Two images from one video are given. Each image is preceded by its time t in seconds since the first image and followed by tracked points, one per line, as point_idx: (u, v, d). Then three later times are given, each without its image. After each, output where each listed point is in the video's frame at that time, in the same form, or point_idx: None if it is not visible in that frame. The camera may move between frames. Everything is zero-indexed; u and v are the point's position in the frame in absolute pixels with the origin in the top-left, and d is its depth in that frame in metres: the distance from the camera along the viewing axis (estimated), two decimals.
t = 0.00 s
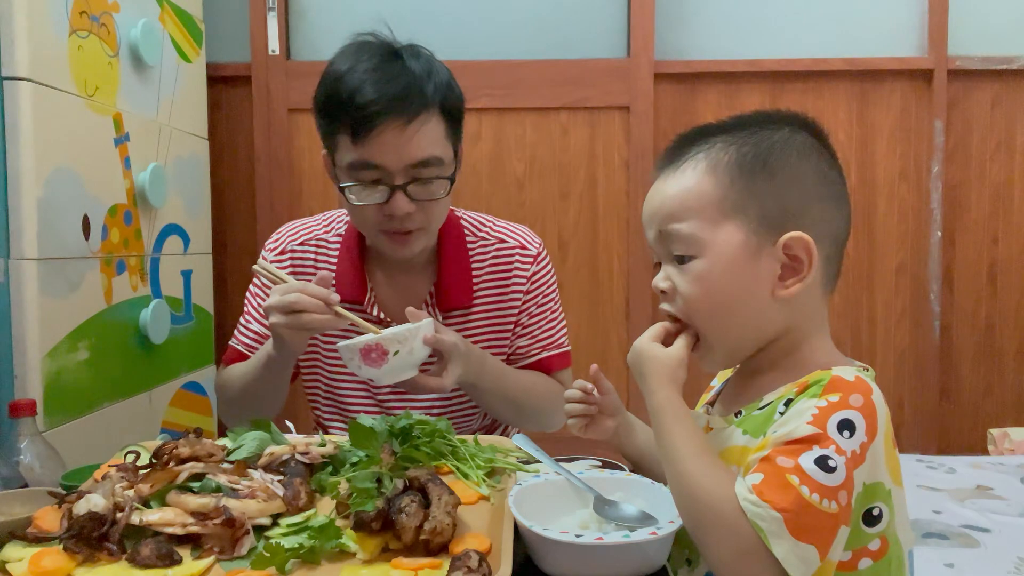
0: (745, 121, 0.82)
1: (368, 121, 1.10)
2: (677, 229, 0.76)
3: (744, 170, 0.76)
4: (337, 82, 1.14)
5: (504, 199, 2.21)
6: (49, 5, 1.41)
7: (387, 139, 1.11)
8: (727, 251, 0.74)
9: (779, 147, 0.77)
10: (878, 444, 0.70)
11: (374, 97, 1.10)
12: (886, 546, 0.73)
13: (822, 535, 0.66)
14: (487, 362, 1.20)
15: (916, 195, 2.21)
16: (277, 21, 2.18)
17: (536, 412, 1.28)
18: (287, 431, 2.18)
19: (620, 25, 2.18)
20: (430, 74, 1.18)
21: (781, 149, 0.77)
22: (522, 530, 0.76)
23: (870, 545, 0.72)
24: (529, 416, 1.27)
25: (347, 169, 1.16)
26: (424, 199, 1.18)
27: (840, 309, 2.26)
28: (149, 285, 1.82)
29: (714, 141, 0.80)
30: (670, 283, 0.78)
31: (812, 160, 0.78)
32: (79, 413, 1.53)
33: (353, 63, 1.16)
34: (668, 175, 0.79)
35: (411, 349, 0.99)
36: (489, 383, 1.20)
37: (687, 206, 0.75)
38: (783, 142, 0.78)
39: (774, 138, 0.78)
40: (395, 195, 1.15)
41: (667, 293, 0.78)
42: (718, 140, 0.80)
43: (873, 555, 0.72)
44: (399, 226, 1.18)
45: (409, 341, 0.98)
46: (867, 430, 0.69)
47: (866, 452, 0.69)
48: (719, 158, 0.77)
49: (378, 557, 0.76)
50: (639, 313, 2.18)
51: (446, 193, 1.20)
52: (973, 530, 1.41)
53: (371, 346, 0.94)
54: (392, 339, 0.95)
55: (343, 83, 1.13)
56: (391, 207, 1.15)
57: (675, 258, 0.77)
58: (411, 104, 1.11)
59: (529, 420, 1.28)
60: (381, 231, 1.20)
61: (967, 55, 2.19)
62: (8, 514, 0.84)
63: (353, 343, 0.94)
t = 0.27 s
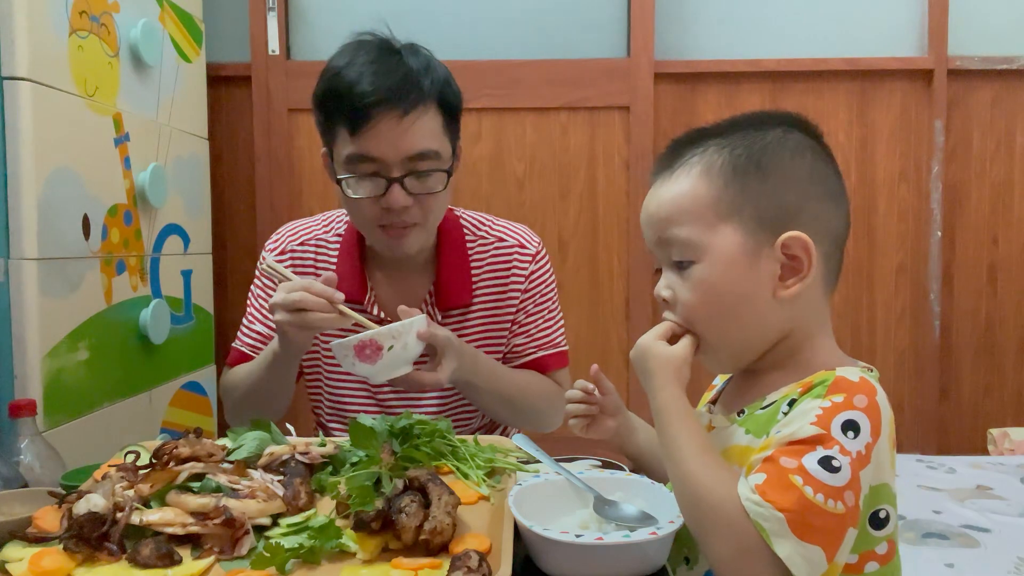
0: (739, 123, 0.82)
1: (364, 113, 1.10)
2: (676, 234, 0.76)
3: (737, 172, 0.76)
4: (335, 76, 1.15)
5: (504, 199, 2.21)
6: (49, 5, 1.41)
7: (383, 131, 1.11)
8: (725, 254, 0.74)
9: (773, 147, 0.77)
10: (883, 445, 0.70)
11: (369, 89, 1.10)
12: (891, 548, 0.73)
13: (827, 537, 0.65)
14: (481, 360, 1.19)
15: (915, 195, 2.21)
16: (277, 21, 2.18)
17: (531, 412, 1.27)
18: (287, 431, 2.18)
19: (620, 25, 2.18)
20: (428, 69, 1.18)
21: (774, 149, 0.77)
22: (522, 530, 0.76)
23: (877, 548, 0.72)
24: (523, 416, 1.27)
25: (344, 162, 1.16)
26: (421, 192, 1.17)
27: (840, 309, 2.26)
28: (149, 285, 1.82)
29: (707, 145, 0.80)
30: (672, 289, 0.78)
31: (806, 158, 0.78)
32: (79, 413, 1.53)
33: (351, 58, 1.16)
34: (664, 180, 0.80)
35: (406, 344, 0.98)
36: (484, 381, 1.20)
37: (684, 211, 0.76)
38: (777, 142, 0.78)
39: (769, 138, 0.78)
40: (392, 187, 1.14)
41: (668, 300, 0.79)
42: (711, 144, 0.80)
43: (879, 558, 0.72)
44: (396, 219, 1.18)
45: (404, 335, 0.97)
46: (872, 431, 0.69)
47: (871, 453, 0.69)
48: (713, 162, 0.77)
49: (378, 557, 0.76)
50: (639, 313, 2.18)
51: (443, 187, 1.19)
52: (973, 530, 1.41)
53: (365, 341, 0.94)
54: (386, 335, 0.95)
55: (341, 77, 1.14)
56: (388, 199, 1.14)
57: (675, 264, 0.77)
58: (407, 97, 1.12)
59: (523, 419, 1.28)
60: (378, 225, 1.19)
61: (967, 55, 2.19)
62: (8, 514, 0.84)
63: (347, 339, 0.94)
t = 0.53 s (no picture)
0: (724, 129, 0.82)
1: (364, 109, 1.10)
2: (665, 253, 0.77)
3: (717, 182, 0.76)
4: (335, 73, 1.15)
5: (504, 199, 2.21)
6: (49, 5, 1.41)
7: (382, 126, 1.11)
8: (713, 267, 0.75)
9: (752, 153, 0.77)
10: (887, 451, 0.70)
11: (369, 85, 1.11)
12: (893, 555, 0.73)
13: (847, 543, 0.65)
14: (478, 357, 1.20)
15: (915, 195, 2.21)
16: (277, 21, 2.18)
17: (528, 410, 1.27)
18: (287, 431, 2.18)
19: (620, 25, 2.18)
20: (428, 65, 1.19)
21: (752, 154, 0.77)
22: (522, 530, 0.76)
23: (878, 554, 0.72)
24: (520, 413, 1.26)
25: (343, 156, 1.16)
26: (420, 187, 1.17)
27: (840, 309, 2.26)
28: (149, 285, 1.82)
29: (691, 156, 0.81)
30: (671, 305, 0.79)
31: (788, 160, 0.77)
32: (79, 412, 1.53)
33: (353, 55, 1.17)
34: (651, 198, 0.81)
35: (407, 332, 0.98)
36: (480, 378, 1.20)
37: (668, 229, 0.77)
38: (756, 148, 0.77)
39: (749, 145, 0.78)
40: (390, 182, 1.14)
41: (668, 314, 0.80)
42: (695, 154, 0.81)
43: (880, 565, 0.73)
44: (395, 215, 1.17)
45: (404, 323, 0.97)
46: (877, 437, 0.69)
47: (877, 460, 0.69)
48: (693, 175, 0.78)
49: (378, 557, 0.76)
50: (639, 313, 2.18)
51: (442, 182, 1.19)
52: (973, 530, 1.41)
53: (368, 332, 0.93)
54: (389, 324, 0.94)
55: (342, 73, 1.15)
56: (386, 194, 1.14)
57: (669, 281, 0.79)
58: (406, 93, 1.12)
59: (520, 417, 1.27)
60: (377, 221, 1.19)
61: (967, 55, 2.19)
62: (8, 514, 0.84)
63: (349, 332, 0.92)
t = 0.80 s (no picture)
0: (715, 129, 0.83)
1: (361, 101, 1.11)
2: (656, 255, 0.78)
3: (706, 185, 0.76)
4: (335, 68, 1.16)
5: (503, 199, 2.21)
6: (48, 4, 1.40)
7: (381, 118, 1.11)
8: (702, 270, 0.75)
9: (741, 154, 0.77)
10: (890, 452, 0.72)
11: (368, 78, 1.12)
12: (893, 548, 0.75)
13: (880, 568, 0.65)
14: (478, 351, 1.18)
15: (915, 195, 2.21)
16: (277, 21, 2.18)
17: (528, 409, 1.26)
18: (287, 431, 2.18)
19: (620, 25, 2.18)
20: (429, 61, 1.19)
21: (742, 156, 0.77)
22: (522, 530, 0.76)
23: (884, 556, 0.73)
24: (520, 410, 1.25)
25: (341, 148, 1.16)
26: (419, 179, 1.16)
27: (840, 309, 2.26)
28: (149, 285, 1.82)
29: (682, 157, 0.81)
30: (663, 306, 0.80)
31: (777, 162, 0.77)
32: (79, 412, 1.53)
33: (353, 50, 1.18)
34: (643, 199, 0.82)
35: (395, 322, 0.98)
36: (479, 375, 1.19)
37: (659, 232, 0.78)
38: (745, 149, 0.78)
39: (738, 146, 0.78)
40: (389, 174, 1.14)
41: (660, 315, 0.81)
42: (686, 156, 0.81)
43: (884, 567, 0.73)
44: (393, 208, 1.17)
45: (393, 311, 0.97)
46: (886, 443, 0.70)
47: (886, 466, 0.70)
48: (683, 177, 0.79)
49: (378, 558, 0.76)
50: (639, 313, 2.18)
51: (441, 175, 1.18)
52: (973, 530, 1.41)
53: (354, 314, 0.94)
54: (376, 309, 0.95)
55: (342, 68, 1.16)
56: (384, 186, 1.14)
57: (660, 283, 0.79)
58: (406, 85, 1.12)
59: (519, 415, 1.26)
60: (376, 213, 1.19)
61: (967, 55, 2.19)
62: (8, 514, 0.84)
63: (337, 311, 0.94)
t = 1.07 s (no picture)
0: (709, 126, 0.83)
1: (356, 82, 1.16)
2: (648, 256, 0.80)
3: (696, 187, 0.78)
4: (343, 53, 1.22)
5: (503, 199, 2.21)
6: (48, 4, 1.40)
7: (372, 99, 1.16)
8: (694, 272, 0.77)
9: (732, 155, 0.78)
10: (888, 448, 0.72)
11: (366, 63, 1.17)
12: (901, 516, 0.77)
13: None
14: (476, 343, 1.16)
15: (915, 195, 2.21)
16: (277, 21, 2.18)
17: (528, 408, 1.25)
18: (287, 431, 2.18)
19: (620, 25, 2.18)
20: (431, 54, 1.24)
21: (734, 157, 0.78)
22: (522, 530, 0.76)
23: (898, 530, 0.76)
24: (519, 408, 1.24)
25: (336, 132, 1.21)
26: (404, 165, 1.18)
27: (840, 309, 2.26)
28: (149, 285, 1.82)
29: (674, 156, 0.82)
30: (656, 305, 0.82)
31: (768, 164, 0.77)
32: (79, 412, 1.53)
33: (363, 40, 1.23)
34: (636, 197, 0.84)
35: (379, 310, 1.01)
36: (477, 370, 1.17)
37: (650, 233, 0.79)
38: (736, 151, 0.78)
39: (730, 147, 0.79)
40: (374, 154, 1.17)
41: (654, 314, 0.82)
42: (678, 155, 0.82)
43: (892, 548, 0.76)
44: (376, 189, 1.18)
45: (378, 299, 1.00)
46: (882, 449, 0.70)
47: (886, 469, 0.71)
48: (673, 177, 0.80)
49: (378, 558, 0.76)
50: (640, 313, 2.18)
51: (426, 164, 1.20)
52: (973, 530, 1.41)
53: (338, 295, 0.98)
54: (360, 294, 0.98)
55: (349, 53, 1.21)
56: (368, 166, 1.16)
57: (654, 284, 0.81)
58: (402, 70, 1.17)
59: (517, 412, 1.25)
60: (357, 195, 1.20)
61: (967, 54, 2.19)
62: (8, 514, 0.84)
63: (324, 287, 0.99)
